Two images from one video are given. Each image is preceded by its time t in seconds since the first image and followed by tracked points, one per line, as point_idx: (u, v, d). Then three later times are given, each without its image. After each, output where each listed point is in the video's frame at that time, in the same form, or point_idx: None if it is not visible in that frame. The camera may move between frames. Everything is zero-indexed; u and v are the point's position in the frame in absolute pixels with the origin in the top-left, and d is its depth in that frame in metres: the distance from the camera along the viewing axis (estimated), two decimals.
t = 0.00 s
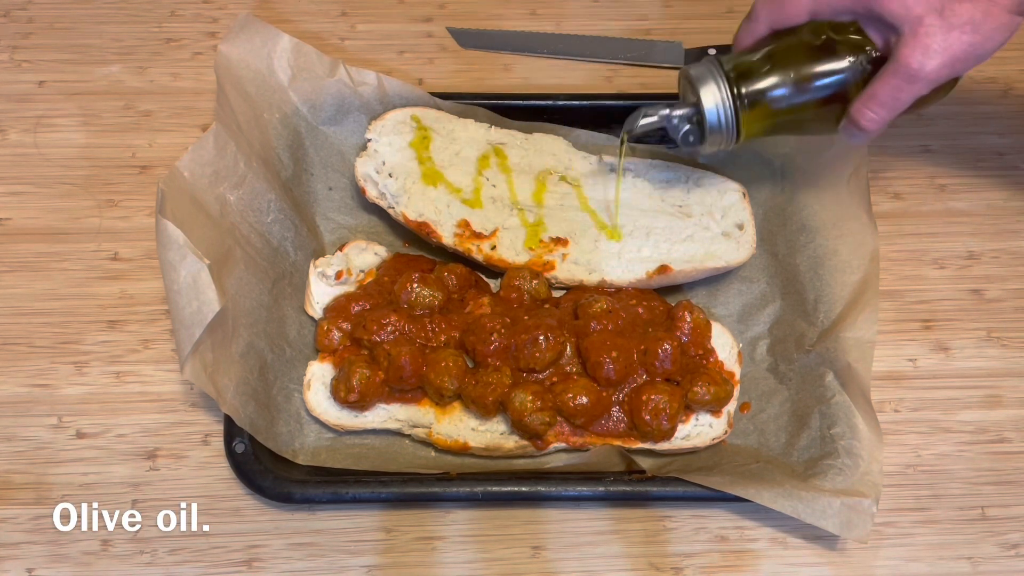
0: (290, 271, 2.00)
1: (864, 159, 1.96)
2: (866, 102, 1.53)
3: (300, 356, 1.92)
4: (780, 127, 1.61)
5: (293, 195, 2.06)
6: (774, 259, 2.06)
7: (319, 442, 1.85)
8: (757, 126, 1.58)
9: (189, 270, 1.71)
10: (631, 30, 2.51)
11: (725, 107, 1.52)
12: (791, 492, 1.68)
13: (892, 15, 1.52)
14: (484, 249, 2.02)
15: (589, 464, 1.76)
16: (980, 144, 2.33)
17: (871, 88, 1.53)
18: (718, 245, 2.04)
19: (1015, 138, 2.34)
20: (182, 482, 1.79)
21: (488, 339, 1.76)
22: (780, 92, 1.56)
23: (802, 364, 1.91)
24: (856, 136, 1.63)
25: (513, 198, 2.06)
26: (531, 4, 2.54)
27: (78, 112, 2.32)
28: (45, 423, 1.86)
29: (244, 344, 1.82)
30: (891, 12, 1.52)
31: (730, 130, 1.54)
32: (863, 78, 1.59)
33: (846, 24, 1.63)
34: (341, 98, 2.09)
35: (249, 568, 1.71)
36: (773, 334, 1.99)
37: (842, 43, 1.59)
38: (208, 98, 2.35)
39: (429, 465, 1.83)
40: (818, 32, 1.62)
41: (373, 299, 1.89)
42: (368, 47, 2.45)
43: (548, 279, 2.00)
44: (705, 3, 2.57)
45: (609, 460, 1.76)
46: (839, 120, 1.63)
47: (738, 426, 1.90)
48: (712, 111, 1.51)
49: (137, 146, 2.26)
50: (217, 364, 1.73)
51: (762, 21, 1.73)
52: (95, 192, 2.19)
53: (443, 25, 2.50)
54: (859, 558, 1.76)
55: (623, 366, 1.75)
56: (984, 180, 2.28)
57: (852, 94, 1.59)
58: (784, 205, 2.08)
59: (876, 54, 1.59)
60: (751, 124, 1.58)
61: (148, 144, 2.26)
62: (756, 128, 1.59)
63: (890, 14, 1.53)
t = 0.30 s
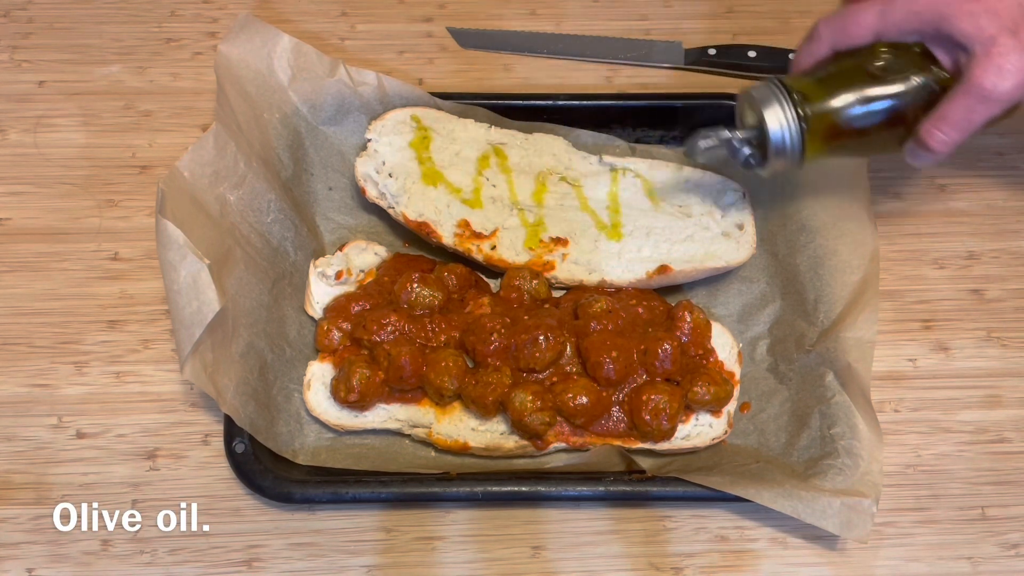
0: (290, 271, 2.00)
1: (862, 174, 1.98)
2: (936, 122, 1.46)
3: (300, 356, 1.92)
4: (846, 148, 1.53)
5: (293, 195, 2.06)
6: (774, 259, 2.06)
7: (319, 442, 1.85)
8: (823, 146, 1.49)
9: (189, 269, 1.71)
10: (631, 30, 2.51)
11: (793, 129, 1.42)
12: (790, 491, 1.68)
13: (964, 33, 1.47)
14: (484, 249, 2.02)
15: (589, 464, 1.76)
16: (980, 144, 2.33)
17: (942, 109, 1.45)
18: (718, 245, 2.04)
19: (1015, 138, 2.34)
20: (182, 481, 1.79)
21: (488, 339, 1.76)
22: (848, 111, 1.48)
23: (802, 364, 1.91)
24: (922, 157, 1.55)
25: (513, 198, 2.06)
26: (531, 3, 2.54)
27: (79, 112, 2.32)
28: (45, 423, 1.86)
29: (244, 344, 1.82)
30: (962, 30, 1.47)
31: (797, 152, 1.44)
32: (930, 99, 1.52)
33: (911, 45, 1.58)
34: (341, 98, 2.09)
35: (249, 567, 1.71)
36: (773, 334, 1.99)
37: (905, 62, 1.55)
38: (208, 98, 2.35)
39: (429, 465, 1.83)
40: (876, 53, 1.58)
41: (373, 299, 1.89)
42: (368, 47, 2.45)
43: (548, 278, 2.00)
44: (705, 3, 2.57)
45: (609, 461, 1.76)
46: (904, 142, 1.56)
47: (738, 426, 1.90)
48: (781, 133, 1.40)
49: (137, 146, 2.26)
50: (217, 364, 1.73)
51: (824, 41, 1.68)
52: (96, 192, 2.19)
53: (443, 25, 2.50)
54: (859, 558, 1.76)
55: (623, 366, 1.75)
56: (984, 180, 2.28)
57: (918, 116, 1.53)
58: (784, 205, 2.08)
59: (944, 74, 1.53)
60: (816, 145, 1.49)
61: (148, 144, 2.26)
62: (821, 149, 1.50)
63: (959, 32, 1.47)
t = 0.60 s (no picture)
0: (290, 271, 2.00)
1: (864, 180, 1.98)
2: (966, 136, 1.52)
3: (300, 356, 1.92)
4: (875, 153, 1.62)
5: (293, 195, 2.06)
6: (774, 259, 2.06)
7: (319, 442, 1.85)
8: (855, 148, 1.59)
9: (189, 269, 1.71)
10: (631, 30, 2.51)
11: (827, 129, 1.53)
12: (790, 491, 1.68)
13: (1001, 53, 1.49)
14: (484, 249, 2.02)
15: (589, 464, 1.76)
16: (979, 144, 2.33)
17: (973, 123, 1.51)
18: (718, 245, 2.04)
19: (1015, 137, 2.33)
20: (182, 482, 1.79)
21: (488, 339, 1.76)
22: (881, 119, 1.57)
23: (802, 364, 1.91)
24: (947, 168, 1.62)
25: (513, 198, 2.06)
26: (531, 3, 2.54)
27: (79, 112, 2.32)
28: (45, 422, 1.86)
29: (244, 344, 1.82)
30: (998, 48, 1.49)
31: (829, 153, 1.55)
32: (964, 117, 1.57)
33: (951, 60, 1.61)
34: (341, 98, 2.09)
35: (249, 567, 1.71)
36: (773, 334, 1.99)
37: (947, 76, 1.59)
38: (209, 98, 2.35)
39: (429, 465, 1.83)
40: (912, 65, 1.64)
41: (372, 299, 1.89)
42: (368, 47, 2.45)
43: (548, 278, 2.00)
44: (705, 3, 2.57)
45: (609, 461, 1.75)
46: (932, 154, 1.63)
47: (738, 425, 1.90)
48: (813, 132, 1.52)
49: (138, 145, 2.26)
50: (217, 364, 1.73)
51: (864, 49, 1.72)
52: (96, 192, 2.19)
53: (443, 25, 2.50)
54: (859, 558, 1.76)
55: (623, 366, 1.75)
56: (983, 180, 2.28)
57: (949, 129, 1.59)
58: (784, 205, 2.08)
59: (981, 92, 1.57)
60: (847, 150, 1.59)
61: (148, 144, 2.26)
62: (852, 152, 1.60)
63: (996, 51, 1.50)
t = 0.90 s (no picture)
0: (290, 270, 2.00)
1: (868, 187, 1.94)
2: None
3: (300, 355, 1.92)
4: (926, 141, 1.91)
5: (293, 194, 2.06)
6: (774, 258, 2.06)
7: (319, 440, 1.86)
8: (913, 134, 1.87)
9: (190, 268, 1.71)
10: (631, 30, 2.51)
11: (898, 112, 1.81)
12: (790, 490, 1.68)
13: None
14: (484, 248, 2.02)
15: (588, 462, 1.77)
16: (979, 143, 2.33)
17: None
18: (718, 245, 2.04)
19: (1015, 137, 2.34)
20: (182, 480, 1.79)
21: (488, 338, 1.76)
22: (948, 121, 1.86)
23: (802, 363, 1.91)
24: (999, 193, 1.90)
25: (513, 198, 2.06)
26: (531, 3, 2.54)
27: (79, 112, 2.32)
28: (46, 422, 1.86)
29: (244, 343, 1.82)
30: None
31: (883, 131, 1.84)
32: None
33: None
34: (341, 98, 2.09)
35: (249, 566, 1.71)
36: (773, 333, 1.99)
37: None
38: (209, 98, 2.36)
39: (429, 464, 1.83)
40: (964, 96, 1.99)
41: (372, 298, 1.89)
42: (368, 47, 2.45)
43: (548, 278, 2.00)
44: (705, 3, 2.57)
45: (608, 459, 1.77)
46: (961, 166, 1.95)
47: (738, 424, 1.90)
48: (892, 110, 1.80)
49: (138, 145, 2.26)
50: (217, 363, 1.73)
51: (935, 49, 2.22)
52: (96, 191, 2.19)
53: (443, 25, 2.50)
54: (859, 557, 1.77)
55: (623, 365, 1.75)
56: (983, 179, 2.28)
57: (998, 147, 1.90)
58: (784, 204, 2.08)
59: None
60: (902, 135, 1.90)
61: (149, 143, 2.27)
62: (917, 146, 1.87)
63: None
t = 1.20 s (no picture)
0: (290, 270, 2.00)
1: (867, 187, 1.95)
2: None
3: (300, 355, 1.92)
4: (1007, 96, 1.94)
5: (293, 194, 2.06)
6: (774, 258, 2.06)
7: (319, 440, 1.86)
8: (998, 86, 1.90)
9: (190, 268, 1.71)
10: (631, 30, 2.51)
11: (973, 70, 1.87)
12: (791, 490, 1.68)
13: None
14: (484, 248, 2.02)
15: (588, 462, 1.77)
16: (979, 144, 2.33)
17: None
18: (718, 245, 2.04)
19: (1014, 137, 2.34)
20: (182, 480, 1.79)
21: (489, 338, 1.76)
22: None
23: (802, 363, 1.91)
24: None
25: (514, 197, 2.06)
26: (531, 3, 2.54)
27: (79, 112, 2.32)
28: (46, 421, 1.86)
29: (244, 342, 1.82)
30: None
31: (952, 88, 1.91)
32: None
33: None
34: (341, 98, 2.09)
35: (250, 566, 1.72)
36: (773, 333, 1.99)
37: None
38: (209, 98, 2.36)
39: (429, 464, 1.84)
40: None
41: (372, 298, 1.89)
42: (368, 47, 2.45)
43: (548, 278, 2.00)
44: (704, 3, 2.57)
45: (608, 459, 1.76)
46: None
47: (738, 424, 1.91)
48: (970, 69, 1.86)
49: (138, 145, 2.27)
50: (217, 362, 1.73)
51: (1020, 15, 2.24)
52: (96, 191, 2.19)
53: (443, 25, 2.50)
54: (859, 556, 1.77)
55: (623, 364, 1.75)
56: (983, 179, 2.28)
57: None
58: (784, 204, 2.08)
59: None
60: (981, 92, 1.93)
61: (149, 143, 2.27)
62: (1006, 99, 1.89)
63: None
